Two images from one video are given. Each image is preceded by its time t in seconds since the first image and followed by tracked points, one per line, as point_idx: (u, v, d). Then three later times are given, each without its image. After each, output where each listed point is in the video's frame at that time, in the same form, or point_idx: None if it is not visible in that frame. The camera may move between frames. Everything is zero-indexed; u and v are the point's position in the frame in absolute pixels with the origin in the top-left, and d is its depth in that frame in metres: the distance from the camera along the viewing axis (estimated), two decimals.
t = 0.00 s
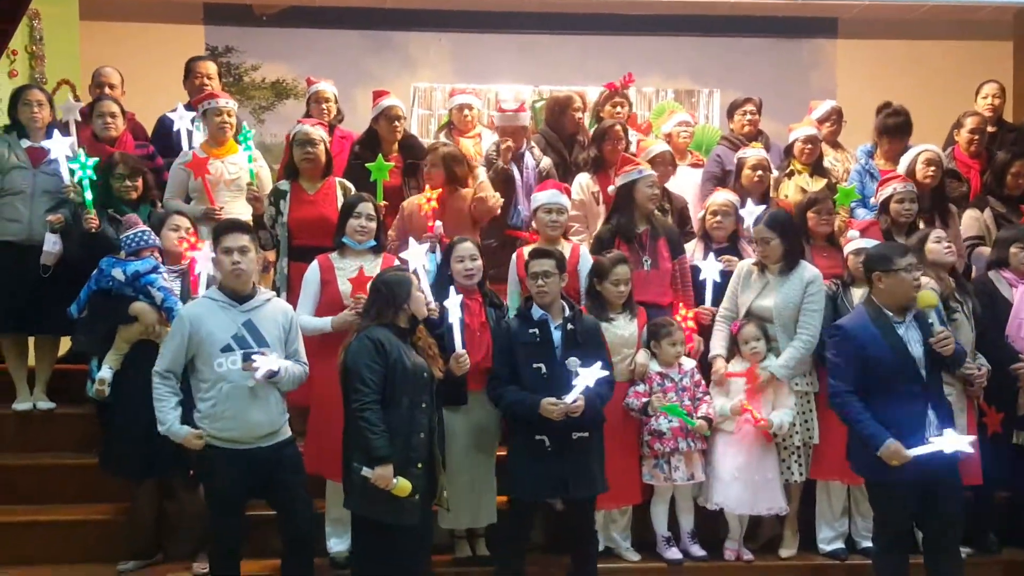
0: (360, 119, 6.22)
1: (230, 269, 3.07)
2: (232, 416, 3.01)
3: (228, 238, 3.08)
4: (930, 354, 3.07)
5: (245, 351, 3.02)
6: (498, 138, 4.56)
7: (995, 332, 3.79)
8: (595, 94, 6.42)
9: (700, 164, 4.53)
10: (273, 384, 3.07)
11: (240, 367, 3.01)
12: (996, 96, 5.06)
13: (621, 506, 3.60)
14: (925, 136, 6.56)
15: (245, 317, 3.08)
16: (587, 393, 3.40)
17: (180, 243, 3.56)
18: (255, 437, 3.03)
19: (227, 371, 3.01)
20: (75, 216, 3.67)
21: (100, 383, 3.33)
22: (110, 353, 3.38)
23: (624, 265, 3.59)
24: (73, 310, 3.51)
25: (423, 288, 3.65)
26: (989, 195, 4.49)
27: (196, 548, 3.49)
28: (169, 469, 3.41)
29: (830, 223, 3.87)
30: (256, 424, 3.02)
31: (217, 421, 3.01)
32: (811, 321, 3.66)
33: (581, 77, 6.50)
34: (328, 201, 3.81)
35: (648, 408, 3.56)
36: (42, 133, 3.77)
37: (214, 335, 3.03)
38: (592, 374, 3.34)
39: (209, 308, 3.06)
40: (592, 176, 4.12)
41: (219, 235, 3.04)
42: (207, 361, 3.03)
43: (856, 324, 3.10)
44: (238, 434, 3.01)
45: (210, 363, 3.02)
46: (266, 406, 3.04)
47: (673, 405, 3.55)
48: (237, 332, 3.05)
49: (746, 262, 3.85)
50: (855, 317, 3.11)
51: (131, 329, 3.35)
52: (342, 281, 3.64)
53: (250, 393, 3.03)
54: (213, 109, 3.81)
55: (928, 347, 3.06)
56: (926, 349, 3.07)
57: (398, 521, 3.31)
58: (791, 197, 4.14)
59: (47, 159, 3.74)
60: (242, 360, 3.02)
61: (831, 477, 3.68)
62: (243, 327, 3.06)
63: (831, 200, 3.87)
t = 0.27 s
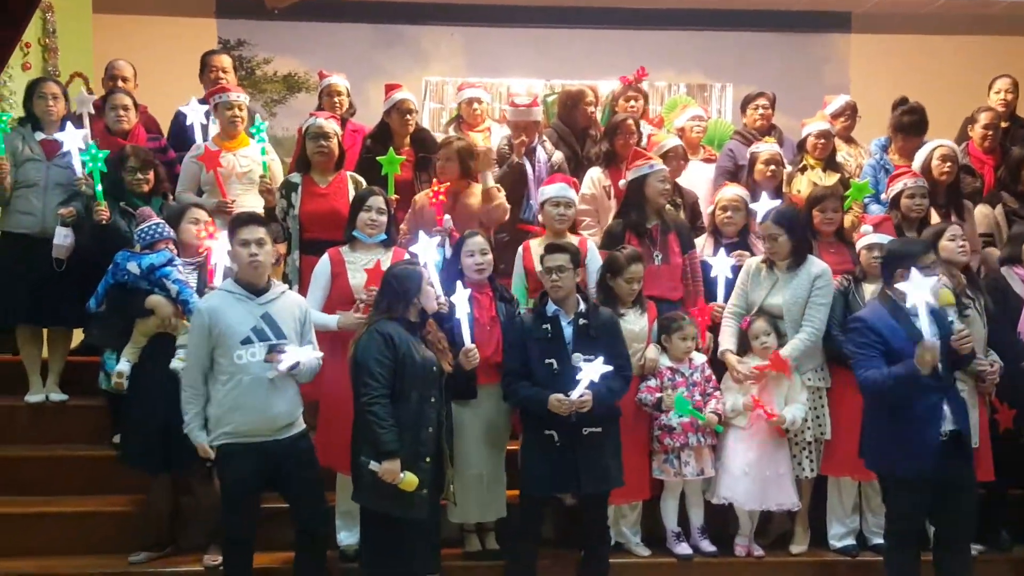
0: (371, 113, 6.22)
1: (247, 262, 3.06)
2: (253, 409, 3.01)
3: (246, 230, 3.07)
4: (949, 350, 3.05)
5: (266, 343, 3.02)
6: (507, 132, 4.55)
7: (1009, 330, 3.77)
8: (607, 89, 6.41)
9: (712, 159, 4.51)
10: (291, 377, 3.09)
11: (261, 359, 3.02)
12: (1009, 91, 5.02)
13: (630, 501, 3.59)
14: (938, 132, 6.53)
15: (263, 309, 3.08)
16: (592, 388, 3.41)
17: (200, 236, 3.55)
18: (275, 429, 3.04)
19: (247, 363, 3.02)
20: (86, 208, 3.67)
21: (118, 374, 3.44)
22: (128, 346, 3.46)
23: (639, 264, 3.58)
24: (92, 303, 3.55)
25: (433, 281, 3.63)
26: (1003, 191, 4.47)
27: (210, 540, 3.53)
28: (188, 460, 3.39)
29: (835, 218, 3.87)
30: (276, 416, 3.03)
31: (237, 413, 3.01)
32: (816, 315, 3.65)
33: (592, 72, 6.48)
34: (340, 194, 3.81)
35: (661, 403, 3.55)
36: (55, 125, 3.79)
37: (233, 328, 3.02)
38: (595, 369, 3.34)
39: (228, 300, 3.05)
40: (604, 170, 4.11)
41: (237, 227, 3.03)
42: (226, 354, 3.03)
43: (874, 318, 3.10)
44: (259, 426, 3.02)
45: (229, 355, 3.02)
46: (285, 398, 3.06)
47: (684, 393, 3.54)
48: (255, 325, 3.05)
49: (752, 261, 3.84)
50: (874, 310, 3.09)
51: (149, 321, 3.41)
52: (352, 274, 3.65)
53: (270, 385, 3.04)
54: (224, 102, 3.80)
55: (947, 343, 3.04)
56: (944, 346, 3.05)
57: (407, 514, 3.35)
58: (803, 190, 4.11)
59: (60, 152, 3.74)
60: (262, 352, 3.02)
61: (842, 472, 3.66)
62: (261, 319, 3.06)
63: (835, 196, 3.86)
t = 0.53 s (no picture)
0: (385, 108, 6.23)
1: (275, 256, 3.06)
2: (282, 402, 3.03)
3: (273, 225, 3.07)
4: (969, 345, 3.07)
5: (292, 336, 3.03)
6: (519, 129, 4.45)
7: None
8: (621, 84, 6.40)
9: (727, 154, 4.49)
10: (317, 370, 3.11)
11: (287, 353, 3.03)
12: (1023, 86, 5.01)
13: (643, 497, 3.60)
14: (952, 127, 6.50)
15: (286, 303, 3.09)
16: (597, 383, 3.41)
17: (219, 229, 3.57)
18: (303, 422, 3.06)
19: (273, 357, 3.03)
20: (102, 202, 3.66)
21: (141, 370, 3.43)
22: (150, 341, 3.45)
23: (653, 259, 3.57)
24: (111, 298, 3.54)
25: (445, 276, 3.62)
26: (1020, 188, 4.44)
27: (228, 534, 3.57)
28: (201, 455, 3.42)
29: (844, 215, 3.85)
30: (304, 409, 3.05)
31: (267, 407, 3.02)
32: (834, 310, 3.63)
33: (607, 66, 6.48)
34: (354, 188, 3.82)
35: (677, 399, 3.57)
36: (73, 120, 3.79)
37: (258, 322, 3.03)
38: (591, 368, 3.33)
39: (250, 295, 3.05)
40: (617, 166, 4.09)
41: (262, 222, 3.02)
42: (252, 348, 3.03)
43: (899, 311, 3.06)
44: (287, 419, 3.03)
45: (255, 350, 3.03)
46: (311, 391, 3.07)
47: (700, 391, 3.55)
48: (280, 319, 3.06)
49: (762, 258, 3.82)
50: (897, 304, 3.08)
51: (171, 317, 3.40)
52: (365, 269, 3.65)
53: (297, 379, 3.05)
54: (239, 97, 3.82)
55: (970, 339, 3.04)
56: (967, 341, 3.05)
57: (419, 508, 3.35)
58: (815, 185, 4.12)
59: (77, 146, 3.74)
60: (288, 345, 3.03)
61: (855, 469, 3.66)
62: (285, 313, 3.07)
63: (844, 192, 3.84)
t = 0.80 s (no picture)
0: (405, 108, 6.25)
1: (311, 258, 3.23)
2: (315, 400, 3.18)
3: (309, 229, 3.22)
4: (999, 350, 3.03)
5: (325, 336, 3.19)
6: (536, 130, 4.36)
7: None
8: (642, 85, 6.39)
9: (749, 155, 4.46)
10: (348, 369, 3.26)
11: (320, 352, 3.19)
12: None
13: (663, 499, 3.58)
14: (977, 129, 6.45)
15: (320, 304, 3.25)
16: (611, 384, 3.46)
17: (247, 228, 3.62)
18: (334, 420, 3.21)
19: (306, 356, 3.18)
20: (128, 201, 3.70)
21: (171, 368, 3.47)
22: (178, 339, 3.50)
23: (675, 261, 3.56)
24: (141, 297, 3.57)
25: (465, 278, 3.65)
26: None
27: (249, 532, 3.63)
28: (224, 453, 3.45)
29: (864, 218, 3.82)
30: (336, 406, 3.21)
31: (300, 405, 3.17)
32: (857, 312, 3.61)
33: (628, 66, 6.46)
34: (375, 188, 3.82)
35: (696, 402, 3.57)
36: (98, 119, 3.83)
37: (293, 323, 3.19)
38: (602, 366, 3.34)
39: (285, 296, 3.21)
40: (637, 166, 4.05)
41: (299, 226, 3.17)
42: (287, 348, 3.19)
43: (928, 312, 3.04)
44: (320, 417, 3.19)
45: (290, 349, 3.18)
46: (343, 389, 3.23)
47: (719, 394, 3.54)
48: (313, 320, 3.22)
49: (781, 262, 3.79)
50: (929, 304, 3.05)
51: (200, 315, 3.45)
52: (386, 269, 3.67)
53: (329, 378, 3.21)
54: (262, 97, 3.86)
55: (998, 345, 3.02)
56: (995, 346, 3.03)
57: (438, 508, 3.35)
58: (838, 186, 4.09)
59: (102, 144, 3.78)
60: (321, 345, 3.19)
61: (877, 474, 3.63)
62: (319, 314, 3.23)
63: (863, 195, 3.80)
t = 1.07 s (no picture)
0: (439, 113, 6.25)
1: (355, 268, 3.43)
2: (355, 406, 3.38)
3: (356, 241, 3.42)
4: None
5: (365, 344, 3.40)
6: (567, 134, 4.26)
7: None
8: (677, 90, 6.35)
9: (785, 161, 4.41)
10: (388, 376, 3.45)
11: (361, 360, 3.39)
12: None
13: (698, 507, 3.57)
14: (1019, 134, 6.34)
15: (362, 314, 3.47)
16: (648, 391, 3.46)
17: (284, 235, 3.68)
18: (375, 424, 3.40)
19: (348, 363, 3.39)
20: (165, 206, 3.73)
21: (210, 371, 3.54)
22: (218, 342, 3.56)
23: (710, 268, 3.54)
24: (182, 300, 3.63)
25: (497, 283, 3.62)
26: None
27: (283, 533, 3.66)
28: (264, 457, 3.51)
29: (903, 224, 3.76)
30: (376, 412, 3.40)
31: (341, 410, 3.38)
32: (896, 320, 3.57)
33: (662, 71, 6.44)
34: (410, 194, 3.84)
35: (731, 409, 3.52)
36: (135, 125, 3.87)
37: (337, 330, 3.41)
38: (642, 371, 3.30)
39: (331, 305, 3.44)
40: (671, 172, 4.02)
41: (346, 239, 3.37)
42: (332, 355, 3.41)
43: (979, 316, 3.04)
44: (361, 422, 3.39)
45: (333, 356, 3.40)
46: (382, 395, 3.42)
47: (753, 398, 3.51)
48: (356, 328, 3.44)
49: (814, 271, 3.74)
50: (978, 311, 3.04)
51: (239, 319, 3.52)
52: (420, 274, 3.70)
53: (370, 384, 3.41)
54: (298, 103, 3.89)
55: None
56: None
57: (468, 514, 3.36)
58: (876, 191, 4.02)
59: (141, 150, 3.84)
60: (362, 353, 3.39)
61: (917, 484, 3.57)
62: (361, 323, 3.45)
63: (902, 201, 3.75)
